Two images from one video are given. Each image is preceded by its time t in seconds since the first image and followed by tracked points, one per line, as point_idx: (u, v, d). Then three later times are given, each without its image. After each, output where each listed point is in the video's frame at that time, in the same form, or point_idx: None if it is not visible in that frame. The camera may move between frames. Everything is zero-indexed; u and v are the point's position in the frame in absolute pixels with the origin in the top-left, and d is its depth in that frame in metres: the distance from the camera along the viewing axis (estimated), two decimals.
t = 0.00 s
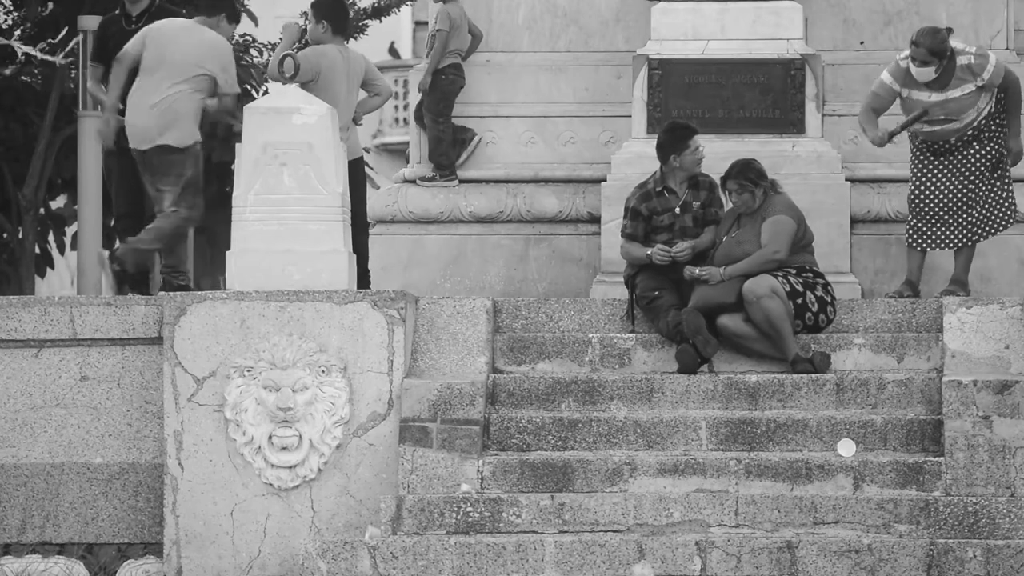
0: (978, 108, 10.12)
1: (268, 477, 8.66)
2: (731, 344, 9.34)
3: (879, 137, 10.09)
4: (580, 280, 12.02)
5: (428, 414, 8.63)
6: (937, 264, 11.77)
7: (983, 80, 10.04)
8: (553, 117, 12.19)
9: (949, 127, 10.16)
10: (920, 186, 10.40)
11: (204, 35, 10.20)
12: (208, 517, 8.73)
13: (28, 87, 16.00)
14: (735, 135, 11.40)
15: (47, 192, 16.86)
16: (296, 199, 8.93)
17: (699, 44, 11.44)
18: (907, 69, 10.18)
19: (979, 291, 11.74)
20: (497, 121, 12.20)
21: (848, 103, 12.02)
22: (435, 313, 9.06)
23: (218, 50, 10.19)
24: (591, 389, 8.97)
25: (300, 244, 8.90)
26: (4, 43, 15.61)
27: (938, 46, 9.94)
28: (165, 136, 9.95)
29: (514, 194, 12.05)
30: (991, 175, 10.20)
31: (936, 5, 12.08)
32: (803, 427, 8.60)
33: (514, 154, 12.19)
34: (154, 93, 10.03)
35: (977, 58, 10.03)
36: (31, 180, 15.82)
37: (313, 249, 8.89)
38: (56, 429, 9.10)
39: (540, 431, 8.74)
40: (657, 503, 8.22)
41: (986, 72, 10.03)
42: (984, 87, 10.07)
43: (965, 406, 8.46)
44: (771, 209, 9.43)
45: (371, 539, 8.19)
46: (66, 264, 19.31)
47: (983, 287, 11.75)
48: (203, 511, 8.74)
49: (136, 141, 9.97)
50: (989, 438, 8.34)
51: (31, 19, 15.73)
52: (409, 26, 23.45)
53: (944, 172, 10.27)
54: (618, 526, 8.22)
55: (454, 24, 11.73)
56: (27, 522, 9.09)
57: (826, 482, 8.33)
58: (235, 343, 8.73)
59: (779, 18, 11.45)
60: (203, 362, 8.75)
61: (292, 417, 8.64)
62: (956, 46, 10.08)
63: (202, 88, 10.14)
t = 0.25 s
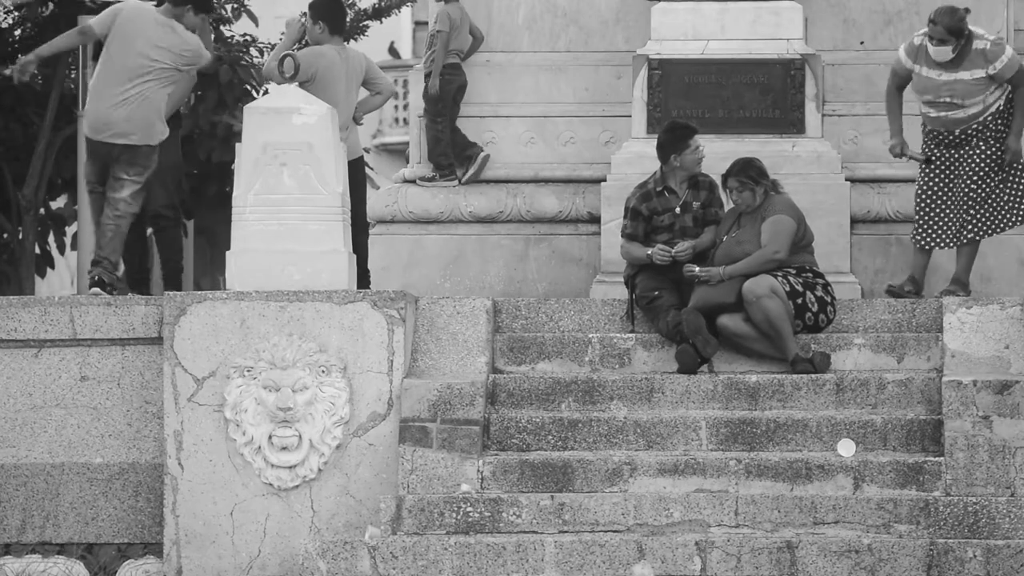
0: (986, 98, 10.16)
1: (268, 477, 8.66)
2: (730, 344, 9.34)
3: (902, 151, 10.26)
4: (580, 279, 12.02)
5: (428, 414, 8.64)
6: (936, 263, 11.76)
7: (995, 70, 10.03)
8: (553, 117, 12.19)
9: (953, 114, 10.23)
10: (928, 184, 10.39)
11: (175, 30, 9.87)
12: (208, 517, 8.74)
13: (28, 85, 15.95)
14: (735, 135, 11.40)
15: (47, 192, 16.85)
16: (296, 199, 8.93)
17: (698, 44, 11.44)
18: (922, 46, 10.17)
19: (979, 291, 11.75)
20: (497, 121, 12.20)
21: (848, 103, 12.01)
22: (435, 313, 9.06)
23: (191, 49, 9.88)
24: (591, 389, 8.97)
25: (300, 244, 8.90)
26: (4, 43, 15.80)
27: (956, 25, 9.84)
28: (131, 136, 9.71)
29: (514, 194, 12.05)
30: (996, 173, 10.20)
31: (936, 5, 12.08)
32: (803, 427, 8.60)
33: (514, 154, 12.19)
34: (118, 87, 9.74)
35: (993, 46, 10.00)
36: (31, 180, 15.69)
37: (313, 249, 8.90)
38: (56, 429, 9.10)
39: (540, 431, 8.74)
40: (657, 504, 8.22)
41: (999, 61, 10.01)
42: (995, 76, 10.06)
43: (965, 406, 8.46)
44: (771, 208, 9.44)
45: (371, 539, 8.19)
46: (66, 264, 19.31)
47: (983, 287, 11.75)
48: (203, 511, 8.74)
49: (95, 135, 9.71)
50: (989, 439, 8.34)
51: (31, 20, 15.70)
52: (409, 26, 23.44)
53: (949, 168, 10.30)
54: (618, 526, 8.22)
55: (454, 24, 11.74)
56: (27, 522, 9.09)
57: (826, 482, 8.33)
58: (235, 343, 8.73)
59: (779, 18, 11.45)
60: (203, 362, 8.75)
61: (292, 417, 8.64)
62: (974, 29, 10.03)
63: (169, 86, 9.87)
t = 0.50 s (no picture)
0: (993, 89, 10.09)
1: (268, 477, 8.66)
2: (730, 345, 9.34)
3: (911, 134, 10.24)
4: (580, 280, 12.02)
5: (428, 414, 8.64)
6: (936, 264, 11.75)
7: (1004, 56, 10.01)
8: (553, 117, 12.19)
9: (961, 105, 10.15)
10: (944, 185, 10.30)
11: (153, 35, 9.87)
12: (208, 517, 8.74)
13: (26, 83, 15.48)
14: (736, 135, 11.40)
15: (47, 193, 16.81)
16: (296, 199, 8.93)
17: (698, 44, 11.44)
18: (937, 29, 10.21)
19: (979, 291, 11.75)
20: (497, 121, 12.20)
21: (848, 103, 12.01)
22: (435, 313, 9.06)
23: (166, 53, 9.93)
24: (591, 389, 8.97)
25: (300, 244, 8.90)
26: (5, 43, 15.47)
27: (969, 6, 9.96)
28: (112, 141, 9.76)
29: (514, 194, 12.05)
30: (1004, 168, 9.99)
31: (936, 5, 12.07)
32: (803, 427, 8.60)
33: (514, 153, 12.19)
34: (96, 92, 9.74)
35: (1006, 31, 10.02)
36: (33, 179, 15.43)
37: (313, 249, 8.89)
38: (56, 429, 9.10)
39: (540, 431, 8.74)
40: (657, 503, 8.22)
41: (1010, 48, 10.00)
42: (1004, 63, 10.03)
43: (965, 406, 8.46)
44: (771, 208, 9.44)
45: (371, 539, 8.19)
46: (66, 264, 19.30)
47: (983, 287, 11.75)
48: (203, 511, 8.74)
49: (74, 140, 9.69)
50: (989, 439, 8.34)
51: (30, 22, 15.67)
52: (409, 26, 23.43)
53: (958, 165, 10.19)
54: (618, 526, 8.22)
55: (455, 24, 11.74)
56: (27, 522, 9.08)
57: (826, 482, 8.33)
58: (235, 343, 8.73)
59: (779, 18, 11.45)
60: (203, 362, 8.75)
61: (292, 417, 8.64)
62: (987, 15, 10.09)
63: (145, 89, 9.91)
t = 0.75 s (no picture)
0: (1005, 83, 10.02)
1: (268, 477, 8.66)
2: (731, 345, 9.34)
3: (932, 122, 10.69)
4: (580, 280, 12.02)
5: (428, 414, 8.64)
6: (935, 264, 11.75)
7: None
8: (553, 117, 12.18)
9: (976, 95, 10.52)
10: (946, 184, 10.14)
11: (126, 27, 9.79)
12: (208, 517, 8.74)
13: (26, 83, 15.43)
14: (736, 135, 11.39)
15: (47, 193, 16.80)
16: (296, 199, 8.93)
17: (699, 44, 11.43)
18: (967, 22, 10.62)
19: (979, 291, 11.74)
20: (497, 121, 12.20)
21: (848, 103, 12.01)
22: (435, 313, 9.06)
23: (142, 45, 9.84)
24: (591, 389, 8.97)
25: (300, 244, 8.90)
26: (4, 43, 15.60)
27: None
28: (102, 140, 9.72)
29: (514, 195, 12.05)
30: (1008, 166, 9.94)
31: (936, 5, 12.07)
32: (803, 427, 8.60)
33: (514, 154, 12.19)
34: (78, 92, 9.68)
35: None
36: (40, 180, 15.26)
37: (313, 249, 8.89)
38: (56, 429, 9.10)
39: (540, 431, 8.74)
40: (657, 504, 8.22)
41: None
42: None
43: (965, 406, 8.46)
44: (770, 207, 9.45)
45: (371, 539, 8.19)
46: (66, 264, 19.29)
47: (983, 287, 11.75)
48: (203, 511, 8.74)
49: (64, 141, 9.65)
50: (989, 439, 8.34)
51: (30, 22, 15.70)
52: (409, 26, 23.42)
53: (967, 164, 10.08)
54: (618, 526, 8.22)
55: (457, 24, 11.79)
56: (27, 522, 9.08)
57: (826, 482, 8.33)
58: (235, 343, 8.73)
59: (779, 18, 11.45)
60: (202, 363, 8.75)
61: (292, 417, 8.64)
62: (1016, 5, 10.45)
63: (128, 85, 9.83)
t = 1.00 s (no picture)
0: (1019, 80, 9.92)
1: (268, 477, 8.66)
2: (731, 344, 9.34)
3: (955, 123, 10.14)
4: (580, 280, 12.02)
5: (428, 414, 8.64)
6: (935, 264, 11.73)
7: None
8: (553, 117, 12.18)
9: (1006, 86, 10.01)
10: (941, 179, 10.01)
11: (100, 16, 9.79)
12: (208, 517, 8.74)
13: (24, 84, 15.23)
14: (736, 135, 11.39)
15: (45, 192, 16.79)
16: (296, 199, 8.93)
17: (698, 44, 11.43)
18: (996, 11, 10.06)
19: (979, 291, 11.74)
20: (497, 121, 12.19)
21: (848, 103, 12.01)
22: (435, 313, 9.06)
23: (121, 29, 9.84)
24: (591, 389, 8.97)
25: (300, 244, 8.90)
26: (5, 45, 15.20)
27: None
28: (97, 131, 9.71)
29: (514, 195, 12.05)
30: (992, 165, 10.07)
31: (936, 5, 12.07)
32: (803, 428, 8.60)
33: (514, 154, 12.19)
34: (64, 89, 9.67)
35: None
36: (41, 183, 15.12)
37: (313, 249, 8.89)
38: (56, 429, 9.10)
39: (540, 431, 8.74)
40: (657, 504, 8.22)
41: None
42: None
43: (965, 406, 8.46)
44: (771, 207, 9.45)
45: (371, 539, 8.19)
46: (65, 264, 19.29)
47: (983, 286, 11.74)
48: (203, 511, 8.74)
49: (58, 138, 9.63)
50: (990, 439, 8.34)
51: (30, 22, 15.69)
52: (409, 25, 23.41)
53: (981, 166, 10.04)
54: (619, 526, 8.22)
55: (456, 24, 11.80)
56: (27, 522, 9.08)
57: (826, 482, 8.33)
58: (235, 343, 8.73)
59: (779, 18, 11.45)
60: (203, 363, 8.75)
61: (292, 417, 8.64)
62: None
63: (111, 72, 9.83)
